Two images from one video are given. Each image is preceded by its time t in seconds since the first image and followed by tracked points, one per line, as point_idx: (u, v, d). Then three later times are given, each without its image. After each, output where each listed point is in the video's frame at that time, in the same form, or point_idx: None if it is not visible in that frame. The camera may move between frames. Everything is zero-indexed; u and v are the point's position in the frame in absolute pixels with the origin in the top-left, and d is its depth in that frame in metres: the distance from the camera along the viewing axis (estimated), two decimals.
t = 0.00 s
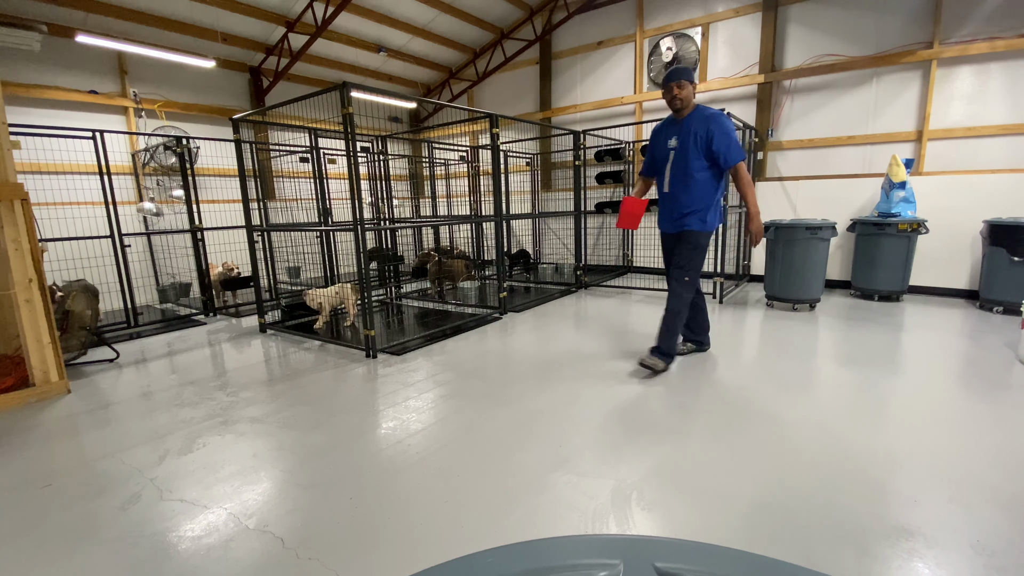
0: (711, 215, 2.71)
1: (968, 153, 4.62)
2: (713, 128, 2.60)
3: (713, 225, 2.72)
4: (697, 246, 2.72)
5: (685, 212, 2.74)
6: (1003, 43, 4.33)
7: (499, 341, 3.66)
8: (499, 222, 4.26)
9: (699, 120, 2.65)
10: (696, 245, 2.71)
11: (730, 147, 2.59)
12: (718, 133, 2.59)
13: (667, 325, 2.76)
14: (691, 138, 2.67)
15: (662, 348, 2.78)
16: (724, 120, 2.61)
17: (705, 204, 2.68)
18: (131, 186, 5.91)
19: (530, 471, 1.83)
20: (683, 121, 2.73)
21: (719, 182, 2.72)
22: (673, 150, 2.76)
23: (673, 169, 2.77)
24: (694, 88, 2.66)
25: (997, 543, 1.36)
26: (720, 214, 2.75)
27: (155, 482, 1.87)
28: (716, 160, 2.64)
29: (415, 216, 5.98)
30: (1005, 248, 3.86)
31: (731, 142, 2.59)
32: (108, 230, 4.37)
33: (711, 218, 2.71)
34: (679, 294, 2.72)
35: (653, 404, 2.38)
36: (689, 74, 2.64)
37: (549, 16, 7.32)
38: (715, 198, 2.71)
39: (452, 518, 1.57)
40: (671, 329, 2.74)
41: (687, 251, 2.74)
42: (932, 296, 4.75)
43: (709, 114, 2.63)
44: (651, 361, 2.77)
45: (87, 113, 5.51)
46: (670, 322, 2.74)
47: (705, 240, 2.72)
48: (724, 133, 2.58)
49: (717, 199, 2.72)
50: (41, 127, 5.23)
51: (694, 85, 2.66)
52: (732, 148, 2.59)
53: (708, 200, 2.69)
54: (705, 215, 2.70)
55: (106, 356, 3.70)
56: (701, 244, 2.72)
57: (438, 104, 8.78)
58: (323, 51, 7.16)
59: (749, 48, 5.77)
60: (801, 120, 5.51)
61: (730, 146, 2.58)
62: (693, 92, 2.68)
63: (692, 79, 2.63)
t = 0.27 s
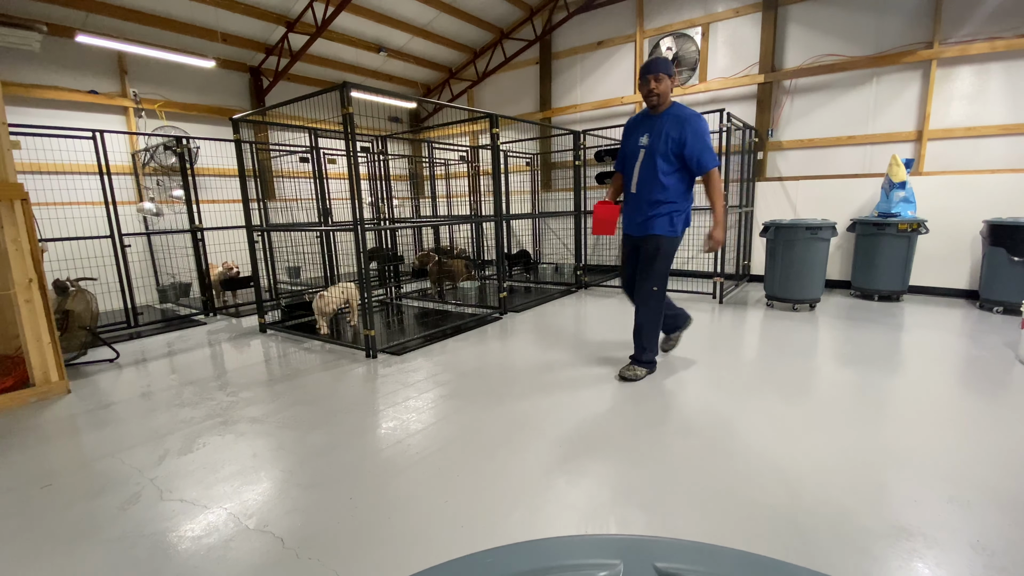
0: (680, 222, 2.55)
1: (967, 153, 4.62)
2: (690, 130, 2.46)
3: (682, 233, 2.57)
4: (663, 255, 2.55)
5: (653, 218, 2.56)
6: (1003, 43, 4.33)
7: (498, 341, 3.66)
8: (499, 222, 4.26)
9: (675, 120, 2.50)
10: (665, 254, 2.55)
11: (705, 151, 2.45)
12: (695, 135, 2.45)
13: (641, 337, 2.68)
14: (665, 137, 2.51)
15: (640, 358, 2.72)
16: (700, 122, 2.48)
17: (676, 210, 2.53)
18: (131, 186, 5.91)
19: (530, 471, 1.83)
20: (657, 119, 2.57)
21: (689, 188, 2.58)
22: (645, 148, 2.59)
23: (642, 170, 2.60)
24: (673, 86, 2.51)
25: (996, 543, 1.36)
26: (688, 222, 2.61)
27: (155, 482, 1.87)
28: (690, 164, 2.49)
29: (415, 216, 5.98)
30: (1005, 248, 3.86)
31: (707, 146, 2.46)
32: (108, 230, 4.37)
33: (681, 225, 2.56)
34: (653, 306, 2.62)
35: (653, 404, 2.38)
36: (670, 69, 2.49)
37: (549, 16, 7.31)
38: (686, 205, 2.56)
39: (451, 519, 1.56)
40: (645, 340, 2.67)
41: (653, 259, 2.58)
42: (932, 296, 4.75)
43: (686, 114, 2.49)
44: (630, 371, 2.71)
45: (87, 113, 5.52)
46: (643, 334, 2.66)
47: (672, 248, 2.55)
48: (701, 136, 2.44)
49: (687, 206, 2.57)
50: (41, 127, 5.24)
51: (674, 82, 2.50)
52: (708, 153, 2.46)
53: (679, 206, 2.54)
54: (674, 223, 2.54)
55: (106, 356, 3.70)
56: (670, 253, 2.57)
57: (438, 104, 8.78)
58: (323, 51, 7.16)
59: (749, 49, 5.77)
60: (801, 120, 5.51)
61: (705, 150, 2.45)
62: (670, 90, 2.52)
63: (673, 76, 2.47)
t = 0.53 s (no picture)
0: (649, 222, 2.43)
1: (968, 153, 4.62)
2: (651, 123, 2.37)
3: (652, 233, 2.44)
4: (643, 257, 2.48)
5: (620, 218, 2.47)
6: (1003, 43, 4.33)
7: (498, 341, 3.66)
8: (499, 222, 4.26)
9: (640, 114, 2.43)
10: (637, 255, 2.48)
11: (662, 144, 2.33)
12: (654, 127, 2.35)
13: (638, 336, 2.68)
14: (632, 132, 2.46)
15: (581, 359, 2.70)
16: (666, 114, 2.37)
17: (640, 208, 2.42)
18: (131, 186, 5.90)
19: (531, 472, 1.82)
20: (626, 114, 2.50)
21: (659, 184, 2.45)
22: (615, 144, 2.54)
23: (612, 167, 2.57)
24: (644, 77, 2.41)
25: (996, 543, 1.37)
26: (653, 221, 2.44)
27: (155, 482, 1.87)
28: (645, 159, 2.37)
29: (415, 216, 5.98)
30: (1005, 248, 3.86)
31: (666, 139, 2.34)
32: (108, 230, 4.36)
33: (650, 224, 2.43)
34: (646, 308, 2.60)
35: (653, 404, 2.38)
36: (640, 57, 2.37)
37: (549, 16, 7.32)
38: (651, 203, 2.42)
39: (451, 519, 1.56)
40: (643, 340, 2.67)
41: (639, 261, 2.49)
42: (932, 296, 4.75)
43: (651, 106, 2.40)
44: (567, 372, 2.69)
45: (87, 113, 5.52)
46: (643, 334, 2.65)
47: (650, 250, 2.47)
48: (661, 129, 2.34)
49: (657, 204, 2.44)
50: (41, 127, 5.24)
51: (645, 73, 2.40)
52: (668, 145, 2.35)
53: (643, 203, 2.42)
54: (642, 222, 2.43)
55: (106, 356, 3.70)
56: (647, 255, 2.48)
57: (438, 104, 8.77)
58: (323, 51, 7.16)
59: (749, 49, 5.77)
60: (801, 120, 5.51)
61: (660, 143, 2.32)
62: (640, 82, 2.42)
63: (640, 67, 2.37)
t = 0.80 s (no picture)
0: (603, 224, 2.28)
1: (968, 153, 4.62)
2: (596, 120, 2.22)
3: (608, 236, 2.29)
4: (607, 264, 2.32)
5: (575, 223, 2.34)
6: (1003, 43, 4.33)
7: (498, 341, 3.66)
8: (499, 222, 4.26)
9: (586, 112, 2.28)
10: (596, 261, 2.33)
11: (605, 142, 2.19)
12: (597, 125, 2.21)
13: (620, 341, 2.60)
14: (580, 132, 2.31)
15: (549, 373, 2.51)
16: (612, 109, 2.22)
17: (592, 211, 2.28)
18: (131, 186, 5.90)
19: (531, 472, 1.82)
20: (574, 112, 2.35)
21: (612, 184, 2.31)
22: (567, 146, 2.37)
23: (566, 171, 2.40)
24: (591, 73, 2.28)
25: (997, 543, 1.36)
26: (607, 223, 2.29)
27: (155, 482, 1.87)
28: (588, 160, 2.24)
29: (415, 216, 5.98)
30: (1005, 248, 3.86)
31: (610, 136, 2.19)
32: (108, 230, 4.36)
33: (606, 227, 2.29)
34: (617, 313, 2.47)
35: (653, 404, 2.38)
36: (584, 52, 2.25)
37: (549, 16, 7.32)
38: (603, 204, 2.29)
39: (451, 519, 1.56)
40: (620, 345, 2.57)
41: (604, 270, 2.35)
42: (932, 296, 4.75)
43: (597, 102, 2.25)
44: (535, 389, 2.50)
45: (87, 113, 5.51)
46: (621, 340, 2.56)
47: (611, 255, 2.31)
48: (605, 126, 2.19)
49: (611, 205, 2.30)
50: (42, 127, 5.24)
51: (593, 69, 2.27)
52: (612, 143, 2.20)
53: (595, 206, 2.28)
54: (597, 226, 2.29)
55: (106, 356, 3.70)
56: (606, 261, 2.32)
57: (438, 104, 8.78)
58: (323, 51, 7.16)
59: (749, 49, 5.77)
60: (801, 120, 5.51)
61: (602, 142, 2.18)
62: (587, 79, 2.29)
63: (585, 63, 2.25)
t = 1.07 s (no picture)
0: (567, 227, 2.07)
1: (968, 153, 4.62)
2: (564, 111, 1.99)
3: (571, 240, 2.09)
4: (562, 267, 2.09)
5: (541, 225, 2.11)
6: (1003, 43, 4.33)
7: (498, 341, 3.66)
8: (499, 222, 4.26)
9: (553, 102, 2.05)
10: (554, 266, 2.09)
11: (576, 137, 1.96)
12: (567, 117, 1.98)
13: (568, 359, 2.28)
14: (546, 123, 2.07)
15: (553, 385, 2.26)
16: (580, 102, 2.00)
17: (557, 212, 2.06)
18: (131, 186, 5.90)
19: (531, 472, 1.82)
20: (538, 103, 2.12)
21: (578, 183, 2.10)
22: (530, 139, 2.13)
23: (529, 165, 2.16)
24: (546, 64, 2.03)
25: (997, 543, 1.36)
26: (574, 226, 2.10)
27: (155, 482, 1.87)
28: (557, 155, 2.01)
29: (415, 216, 5.98)
30: (1005, 248, 3.86)
31: (582, 131, 1.97)
32: (108, 230, 4.36)
33: (570, 230, 2.08)
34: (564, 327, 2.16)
35: (652, 404, 2.38)
36: (544, 40, 2.00)
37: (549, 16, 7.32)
38: (569, 205, 2.07)
39: (450, 519, 1.56)
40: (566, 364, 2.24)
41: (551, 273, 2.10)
42: (932, 296, 4.75)
43: (563, 94, 2.02)
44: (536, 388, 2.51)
45: (87, 113, 5.52)
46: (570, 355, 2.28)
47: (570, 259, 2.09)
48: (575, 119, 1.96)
49: (577, 205, 2.10)
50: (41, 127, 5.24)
51: (546, 59, 2.02)
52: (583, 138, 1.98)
53: (560, 206, 2.06)
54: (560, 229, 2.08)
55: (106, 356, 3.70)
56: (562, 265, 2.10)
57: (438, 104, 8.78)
58: (323, 51, 7.16)
59: (749, 49, 5.77)
60: (801, 120, 5.51)
61: (573, 137, 1.95)
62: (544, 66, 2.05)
63: (543, 50, 2.00)
